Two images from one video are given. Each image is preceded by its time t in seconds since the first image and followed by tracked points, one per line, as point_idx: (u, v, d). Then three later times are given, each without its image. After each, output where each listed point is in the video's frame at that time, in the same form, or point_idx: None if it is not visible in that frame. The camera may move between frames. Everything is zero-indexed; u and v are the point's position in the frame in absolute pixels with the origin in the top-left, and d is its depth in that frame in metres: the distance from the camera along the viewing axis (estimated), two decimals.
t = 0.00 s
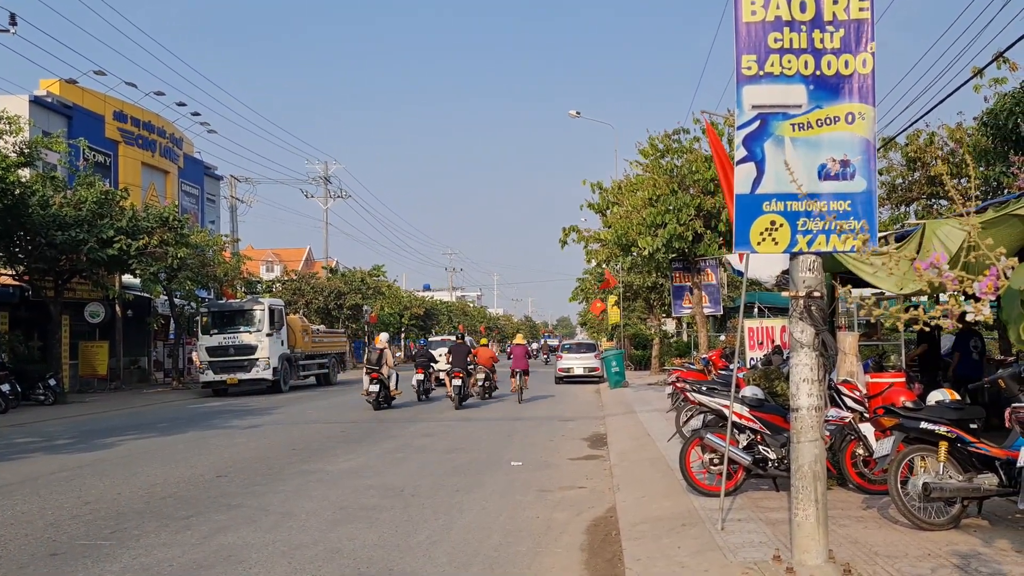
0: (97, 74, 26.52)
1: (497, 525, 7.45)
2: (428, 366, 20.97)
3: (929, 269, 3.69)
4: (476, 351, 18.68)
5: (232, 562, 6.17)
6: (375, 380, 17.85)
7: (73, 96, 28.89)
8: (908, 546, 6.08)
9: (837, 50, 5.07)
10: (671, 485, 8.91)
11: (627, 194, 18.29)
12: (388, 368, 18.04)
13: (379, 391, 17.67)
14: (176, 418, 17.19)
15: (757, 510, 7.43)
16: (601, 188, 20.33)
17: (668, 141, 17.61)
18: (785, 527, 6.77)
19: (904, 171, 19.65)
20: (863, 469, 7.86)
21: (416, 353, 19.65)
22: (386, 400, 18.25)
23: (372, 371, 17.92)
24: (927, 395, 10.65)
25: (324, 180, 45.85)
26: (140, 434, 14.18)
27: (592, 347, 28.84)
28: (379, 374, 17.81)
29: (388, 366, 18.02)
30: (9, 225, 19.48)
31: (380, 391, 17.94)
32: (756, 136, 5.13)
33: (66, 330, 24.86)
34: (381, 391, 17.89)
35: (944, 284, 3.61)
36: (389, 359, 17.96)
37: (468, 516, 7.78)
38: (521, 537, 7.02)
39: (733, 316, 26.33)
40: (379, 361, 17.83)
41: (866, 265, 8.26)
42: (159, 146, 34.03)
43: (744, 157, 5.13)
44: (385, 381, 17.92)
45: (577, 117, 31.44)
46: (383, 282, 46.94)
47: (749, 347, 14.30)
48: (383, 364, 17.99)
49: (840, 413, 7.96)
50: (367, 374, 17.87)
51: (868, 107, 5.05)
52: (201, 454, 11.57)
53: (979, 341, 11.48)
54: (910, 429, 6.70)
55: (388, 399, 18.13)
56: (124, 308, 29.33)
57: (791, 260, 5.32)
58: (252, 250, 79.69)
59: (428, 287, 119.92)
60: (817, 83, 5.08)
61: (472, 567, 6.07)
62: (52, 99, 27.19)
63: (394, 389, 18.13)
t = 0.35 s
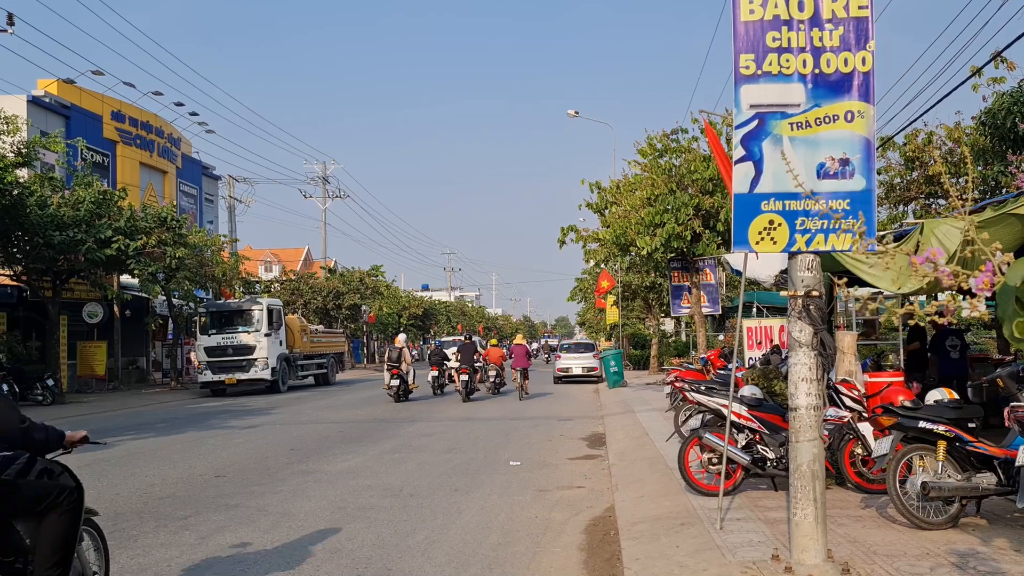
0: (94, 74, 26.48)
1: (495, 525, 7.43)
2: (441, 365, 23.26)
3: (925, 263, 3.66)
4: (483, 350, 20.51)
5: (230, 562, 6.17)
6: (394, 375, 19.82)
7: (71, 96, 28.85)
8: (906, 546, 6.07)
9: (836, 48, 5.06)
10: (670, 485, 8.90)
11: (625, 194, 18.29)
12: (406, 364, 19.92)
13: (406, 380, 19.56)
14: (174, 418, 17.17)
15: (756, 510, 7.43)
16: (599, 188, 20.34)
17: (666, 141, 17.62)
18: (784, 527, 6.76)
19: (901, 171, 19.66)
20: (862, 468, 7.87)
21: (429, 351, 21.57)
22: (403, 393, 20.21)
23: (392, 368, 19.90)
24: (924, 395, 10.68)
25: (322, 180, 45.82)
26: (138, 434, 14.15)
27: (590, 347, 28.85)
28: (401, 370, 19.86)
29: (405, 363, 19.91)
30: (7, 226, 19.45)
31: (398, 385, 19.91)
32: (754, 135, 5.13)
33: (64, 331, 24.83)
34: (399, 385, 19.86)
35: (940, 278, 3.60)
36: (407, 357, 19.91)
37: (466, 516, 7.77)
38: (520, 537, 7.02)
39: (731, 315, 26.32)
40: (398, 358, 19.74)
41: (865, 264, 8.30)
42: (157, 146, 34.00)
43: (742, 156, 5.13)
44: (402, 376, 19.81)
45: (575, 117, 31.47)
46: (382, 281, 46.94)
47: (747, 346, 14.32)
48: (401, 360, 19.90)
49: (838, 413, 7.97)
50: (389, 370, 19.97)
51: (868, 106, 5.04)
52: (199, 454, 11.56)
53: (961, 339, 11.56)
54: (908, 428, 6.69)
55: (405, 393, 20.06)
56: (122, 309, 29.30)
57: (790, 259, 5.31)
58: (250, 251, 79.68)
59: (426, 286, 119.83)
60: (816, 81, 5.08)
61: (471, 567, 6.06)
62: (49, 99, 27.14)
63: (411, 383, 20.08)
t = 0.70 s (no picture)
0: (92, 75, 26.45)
1: (494, 526, 7.43)
2: (455, 362, 25.38)
3: (923, 263, 3.65)
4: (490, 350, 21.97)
5: (229, 564, 6.16)
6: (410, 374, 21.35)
7: (70, 98, 28.83)
8: (906, 546, 6.07)
9: (835, 48, 5.06)
10: (669, 485, 8.90)
11: (625, 195, 18.28)
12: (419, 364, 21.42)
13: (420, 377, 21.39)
14: (174, 419, 17.16)
15: (755, 510, 7.42)
16: (598, 189, 20.35)
17: (665, 142, 17.62)
18: (783, 527, 6.76)
19: (900, 171, 19.67)
20: (861, 468, 7.88)
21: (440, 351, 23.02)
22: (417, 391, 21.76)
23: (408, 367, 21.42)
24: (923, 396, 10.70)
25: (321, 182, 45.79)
26: (137, 436, 14.13)
27: (589, 348, 28.85)
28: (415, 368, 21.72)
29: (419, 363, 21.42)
30: (6, 228, 19.43)
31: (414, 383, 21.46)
32: (752, 136, 5.13)
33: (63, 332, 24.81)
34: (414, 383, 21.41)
35: (938, 278, 3.58)
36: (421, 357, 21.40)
37: (465, 517, 7.76)
38: (519, 538, 7.01)
39: (731, 316, 26.30)
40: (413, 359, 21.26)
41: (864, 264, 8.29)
42: (156, 147, 33.99)
43: (740, 157, 5.13)
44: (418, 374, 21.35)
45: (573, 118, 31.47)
46: (381, 282, 46.96)
47: (747, 347, 14.33)
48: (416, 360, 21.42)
49: (838, 413, 7.96)
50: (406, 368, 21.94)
51: (867, 106, 5.04)
52: (199, 456, 11.55)
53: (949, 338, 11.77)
54: (908, 428, 6.68)
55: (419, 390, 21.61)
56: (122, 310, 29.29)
57: (789, 259, 5.31)
58: (250, 252, 79.69)
59: (426, 287, 119.75)
60: (814, 81, 5.08)
61: (470, 568, 6.06)
62: (47, 101, 27.12)
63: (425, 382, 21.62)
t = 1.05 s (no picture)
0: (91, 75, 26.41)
1: (494, 526, 7.44)
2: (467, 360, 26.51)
3: (923, 268, 3.65)
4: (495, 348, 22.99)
5: (229, 565, 6.16)
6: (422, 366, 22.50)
7: (69, 98, 28.82)
8: (905, 546, 6.07)
9: (834, 48, 5.06)
10: (669, 485, 8.89)
11: (624, 195, 18.30)
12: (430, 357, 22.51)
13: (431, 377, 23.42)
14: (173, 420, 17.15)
15: (755, 511, 7.42)
16: (598, 189, 20.37)
17: (665, 142, 17.62)
18: (783, 527, 6.76)
19: (900, 171, 19.67)
20: (860, 468, 7.88)
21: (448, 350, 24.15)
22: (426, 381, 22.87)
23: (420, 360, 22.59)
24: (922, 396, 10.71)
25: (321, 182, 45.76)
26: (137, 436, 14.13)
27: (589, 348, 28.84)
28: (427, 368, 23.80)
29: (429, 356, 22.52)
30: (5, 228, 19.42)
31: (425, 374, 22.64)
32: (752, 136, 5.13)
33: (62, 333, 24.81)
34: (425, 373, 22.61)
35: (938, 282, 3.58)
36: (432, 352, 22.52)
37: (465, 518, 7.75)
38: (518, 538, 7.01)
39: (730, 316, 26.27)
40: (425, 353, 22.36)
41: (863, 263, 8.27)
42: (156, 148, 33.99)
43: (740, 157, 5.13)
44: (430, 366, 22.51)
45: (572, 118, 31.45)
46: (381, 282, 46.96)
47: (746, 347, 14.34)
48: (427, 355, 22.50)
49: (838, 413, 7.96)
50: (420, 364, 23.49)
51: (866, 106, 5.04)
52: (199, 456, 11.54)
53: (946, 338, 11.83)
54: (907, 428, 6.68)
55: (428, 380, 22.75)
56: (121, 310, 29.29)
57: (788, 259, 5.30)
58: (249, 252, 79.69)
59: (426, 287, 119.52)
60: (813, 81, 5.08)
61: (469, 569, 6.05)
62: (47, 101, 27.13)
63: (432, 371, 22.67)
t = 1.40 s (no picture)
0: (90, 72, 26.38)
1: (494, 523, 7.45)
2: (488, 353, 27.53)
3: (922, 264, 3.63)
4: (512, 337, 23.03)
5: (229, 561, 6.17)
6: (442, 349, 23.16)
7: (69, 95, 28.81)
8: (905, 544, 6.07)
9: (835, 45, 5.05)
10: (668, 483, 8.90)
11: (625, 193, 18.30)
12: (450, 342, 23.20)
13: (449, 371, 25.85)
14: (173, 417, 17.15)
15: (754, 509, 7.42)
16: (598, 187, 20.36)
17: (665, 139, 17.60)
18: (783, 525, 6.77)
19: (900, 169, 19.67)
20: (860, 467, 7.86)
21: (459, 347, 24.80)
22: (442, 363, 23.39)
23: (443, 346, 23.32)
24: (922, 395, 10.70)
25: (321, 179, 45.71)
26: (137, 433, 14.15)
27: (589, 345, 28.82)
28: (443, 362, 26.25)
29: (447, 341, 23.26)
30: (5, 225, 19.41)
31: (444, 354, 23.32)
32: (753, 134, 5.13)
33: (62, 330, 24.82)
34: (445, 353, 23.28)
35: (937, 278, 3.57)
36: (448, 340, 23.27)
37: (465, 515, 7.76)
38: (518, 536, 7.02)
39: (730, 314, 26.28)
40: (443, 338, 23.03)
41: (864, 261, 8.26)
42: (156, 144, 33.98)
43: (741, 155, 5.14)
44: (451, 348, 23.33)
45: (573, 115, 31.42)
46: (380, 280, 46.95)
47: (746, 345, 14.33)
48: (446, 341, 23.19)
49: (837, 411, 7.94)
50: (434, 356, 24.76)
51: (867, 104, 5.02)
52: (199, 453, 11.55)
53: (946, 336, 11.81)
54: (907, 426, 6.67)
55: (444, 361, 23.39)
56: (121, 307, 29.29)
57: (789, 257, 5.30)
58: (249, 249, 79.66)
59: (425, 285, 119.41)
60: (815, 79, 5.07)
61: (469, 566, 6.06)
62: (47, 97, 27.10)
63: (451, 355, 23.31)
